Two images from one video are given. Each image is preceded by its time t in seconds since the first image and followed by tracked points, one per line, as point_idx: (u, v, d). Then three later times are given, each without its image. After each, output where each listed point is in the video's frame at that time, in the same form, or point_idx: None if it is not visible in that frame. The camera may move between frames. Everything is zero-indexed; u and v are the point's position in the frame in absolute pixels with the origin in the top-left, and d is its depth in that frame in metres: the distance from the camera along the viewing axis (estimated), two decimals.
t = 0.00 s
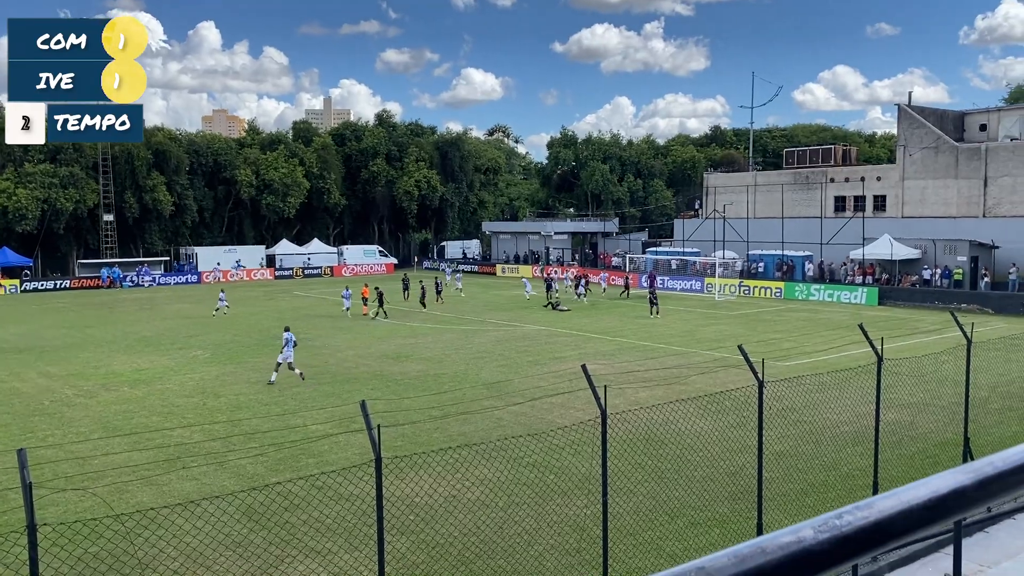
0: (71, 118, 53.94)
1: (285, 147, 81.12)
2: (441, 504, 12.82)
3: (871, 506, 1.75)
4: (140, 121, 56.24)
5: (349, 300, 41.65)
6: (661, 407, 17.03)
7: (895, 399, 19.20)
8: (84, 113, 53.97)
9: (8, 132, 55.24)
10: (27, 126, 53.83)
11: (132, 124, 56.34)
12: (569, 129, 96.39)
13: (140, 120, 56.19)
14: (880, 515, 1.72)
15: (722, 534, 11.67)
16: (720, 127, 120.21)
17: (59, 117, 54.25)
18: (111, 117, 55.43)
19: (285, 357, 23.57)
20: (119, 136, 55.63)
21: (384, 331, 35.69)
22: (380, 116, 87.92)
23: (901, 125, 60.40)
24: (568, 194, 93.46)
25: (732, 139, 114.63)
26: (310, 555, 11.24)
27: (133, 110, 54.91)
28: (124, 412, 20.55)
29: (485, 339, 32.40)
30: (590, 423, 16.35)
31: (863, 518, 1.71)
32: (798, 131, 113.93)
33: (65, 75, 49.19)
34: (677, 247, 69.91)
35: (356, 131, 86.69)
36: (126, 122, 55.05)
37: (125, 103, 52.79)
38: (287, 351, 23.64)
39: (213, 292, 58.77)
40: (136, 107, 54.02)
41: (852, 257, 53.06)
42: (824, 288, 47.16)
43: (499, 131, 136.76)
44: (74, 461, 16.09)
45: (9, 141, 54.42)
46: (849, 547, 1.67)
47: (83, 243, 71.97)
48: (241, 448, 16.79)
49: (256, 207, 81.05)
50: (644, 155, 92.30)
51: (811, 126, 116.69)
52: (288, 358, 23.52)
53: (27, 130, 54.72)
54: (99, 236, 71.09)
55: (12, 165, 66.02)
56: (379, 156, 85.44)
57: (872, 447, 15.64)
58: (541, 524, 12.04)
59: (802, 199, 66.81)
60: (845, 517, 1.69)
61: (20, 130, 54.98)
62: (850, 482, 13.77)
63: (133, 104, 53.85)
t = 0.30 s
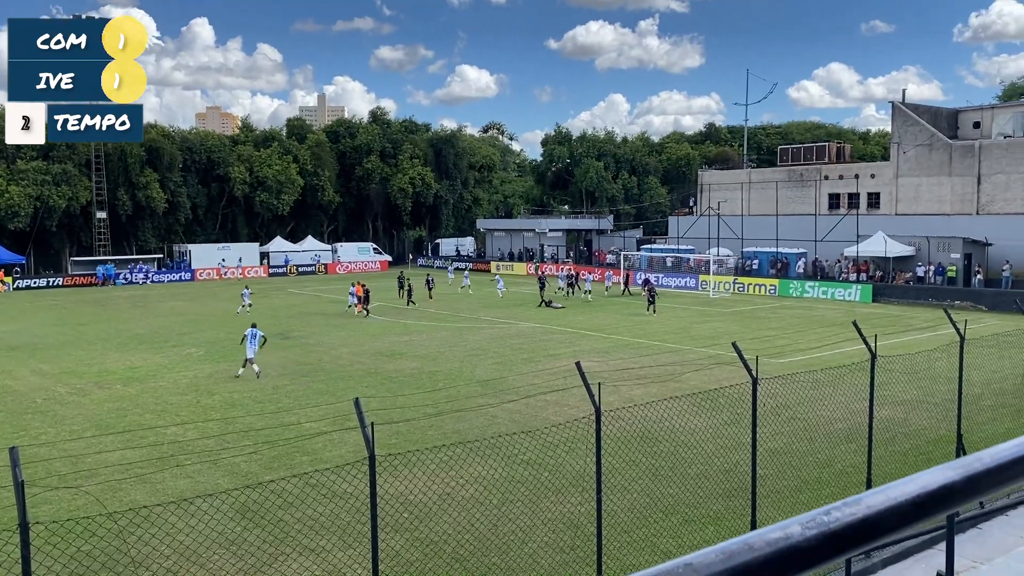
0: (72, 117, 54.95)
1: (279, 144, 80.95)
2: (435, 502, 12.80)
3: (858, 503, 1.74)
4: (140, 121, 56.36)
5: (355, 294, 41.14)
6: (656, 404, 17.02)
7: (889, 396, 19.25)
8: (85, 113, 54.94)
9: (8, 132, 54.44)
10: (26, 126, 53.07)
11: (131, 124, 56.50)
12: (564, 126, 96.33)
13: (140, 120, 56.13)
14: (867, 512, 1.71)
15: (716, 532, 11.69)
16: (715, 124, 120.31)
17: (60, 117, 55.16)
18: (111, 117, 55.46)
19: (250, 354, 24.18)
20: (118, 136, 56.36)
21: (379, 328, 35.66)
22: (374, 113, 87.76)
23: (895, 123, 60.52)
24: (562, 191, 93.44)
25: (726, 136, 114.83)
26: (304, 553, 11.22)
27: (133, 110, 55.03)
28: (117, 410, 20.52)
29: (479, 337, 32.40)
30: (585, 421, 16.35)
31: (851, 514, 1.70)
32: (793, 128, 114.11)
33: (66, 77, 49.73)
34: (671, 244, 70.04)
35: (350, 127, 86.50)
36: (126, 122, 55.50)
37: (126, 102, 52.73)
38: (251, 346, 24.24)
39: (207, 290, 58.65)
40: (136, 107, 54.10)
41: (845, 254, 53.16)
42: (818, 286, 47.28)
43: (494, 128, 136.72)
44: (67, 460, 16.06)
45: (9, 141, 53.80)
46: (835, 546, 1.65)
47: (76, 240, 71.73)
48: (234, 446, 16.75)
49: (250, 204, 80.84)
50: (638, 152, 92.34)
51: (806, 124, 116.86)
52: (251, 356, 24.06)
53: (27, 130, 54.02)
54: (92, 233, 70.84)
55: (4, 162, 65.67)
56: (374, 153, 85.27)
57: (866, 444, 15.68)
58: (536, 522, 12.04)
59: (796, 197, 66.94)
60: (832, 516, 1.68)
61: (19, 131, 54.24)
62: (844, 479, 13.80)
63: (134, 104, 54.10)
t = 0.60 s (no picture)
0: (71, 118, 54.80)
1: (272, 141, 80.73)
2: (428, 500, 12.79)
3: (856, 499, 1.74)
4: (140, 122, 56.39)
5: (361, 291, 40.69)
6: (649, 402, 17.04)
7: (881, 394, 19.31)
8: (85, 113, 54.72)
9: (7, 132, 54.31)
10: (26, 126, 53.08)
11: (131, 124, 56.39)
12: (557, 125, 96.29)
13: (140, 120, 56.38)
14: (862, 508, 1.71)
15: (709, 530, 11.70)
16: (708, 123, 120.47)
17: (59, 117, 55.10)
18: (111, 117, 55.13)
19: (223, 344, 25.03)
20: (118, 137, 55.94)
21: (372, 326, 35.61)
22: (368, 111, 87.55)
23: (888, 122, 60.71)
24: (556, 189, 93.44)
25: (720, 135, 115.05)
26: (297, 551, 11.21)
27: (133, 110, 54.80)
28: (109, 407, 20.46)
29: (472, 335, 32.38)
30: (579, 418, 16.37)
31: (846, 511, 1.70)
32: (786, 127, 114.37)
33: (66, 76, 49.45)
34: (665, 243, 70.16)
35: (344, 125, 86.30)
36: (125, 123, 54.97)
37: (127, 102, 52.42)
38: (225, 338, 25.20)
39: (200, 288, 58.51)
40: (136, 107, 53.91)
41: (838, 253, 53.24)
42: (811, 284, 47.39)
43: (488, 127, 136.67)
44: (58, 458, 16.01)
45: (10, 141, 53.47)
46: (831, 543, 1.65)
47: (68, 237, 71.45)
48: (227, 444, 16.71)
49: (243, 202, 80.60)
50: (632, 151, 92.42)
51: (799, 123, 117.12)
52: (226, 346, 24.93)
53: (26, 130, 54.02)
54: (85, 230, 70.56)
55: None
56: (367, 150, 85.10)
57: (859, 442, 15.72)
58: (530, 519, 12.04)
59: (789, 196, 67.12)
60: (828, 511, 1.68)
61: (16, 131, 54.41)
62: (837, 476, 13.83)
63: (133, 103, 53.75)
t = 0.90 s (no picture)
0: (72, 118, 54.34)
1: (260, 139, 80.42)
2: (416, 500, 12.76)
3: (835, 506, 1.75)
4: (140, 122, 56.90)
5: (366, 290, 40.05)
6: (638, 403, 17.06)
7: (869, 394, 19.41)
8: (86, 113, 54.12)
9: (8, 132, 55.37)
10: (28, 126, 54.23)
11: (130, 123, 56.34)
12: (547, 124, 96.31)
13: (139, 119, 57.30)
14: (842, 515, 1.71)
15: (696, 529, 11.73)
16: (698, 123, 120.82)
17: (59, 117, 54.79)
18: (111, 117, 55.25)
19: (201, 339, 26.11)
20: (117, 136, 55.92)
21: (361, 326, 35.55)
22: (357, 109, 87.32)
23: (875, 123, 61.04)
24: (546, 189, 93.51)
25: (709, 135, 115.48)
26: (283, 552, 11.16)
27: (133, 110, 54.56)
28: (96, 406, 20.35)
29: (461, 334, 32.38)
30: (567, 418, 16.39)
31: (827, 518, 1.71)
32: (775, 128, 114.82)
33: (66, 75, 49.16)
34: (654, 243, 70.20)
35: (333, 123, 86.02)
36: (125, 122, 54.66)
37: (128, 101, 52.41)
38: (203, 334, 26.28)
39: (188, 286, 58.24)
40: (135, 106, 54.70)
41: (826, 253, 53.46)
42: (799, 284, 47.62)
43: (478, 125, 136.62)
44: (44, 457, 15.92)
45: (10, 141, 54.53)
46: (815, 548, 1.65)
47: (54, 235, 70.99)
48: (215, 443, 16.66)
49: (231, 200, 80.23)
50: (622, 151, 92.57)
51: (788, 123, 117.59)
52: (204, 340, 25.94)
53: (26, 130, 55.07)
54: (71, 228, 70.11)
55: None
56: (356, 149, 84.87)
57: (846, 442, 15.78)
58: (518, 519, 12.03)
59: (778, 196, 67.37)
60: (808, 518, 1.68)
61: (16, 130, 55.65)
62: (824, 476, 13.89)
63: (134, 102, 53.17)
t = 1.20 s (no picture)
0: (72, 118, 53.90)
1: (244, 137, 79.98)
2: (400, 500, 12.73)
3: (816, 505, 1.77)
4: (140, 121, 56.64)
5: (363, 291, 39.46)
6: (622, 402, 17.11)
7: (851, 394, 19.54)
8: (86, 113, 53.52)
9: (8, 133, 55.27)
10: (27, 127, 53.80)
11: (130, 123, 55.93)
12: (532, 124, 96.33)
13: (139, 120, 56.86)
14: (824, 513, 1.73)
15: (680, 528, 11.79)
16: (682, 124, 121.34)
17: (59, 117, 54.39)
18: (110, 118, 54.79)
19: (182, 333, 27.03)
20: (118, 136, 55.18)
21: (345, 325, 35.44)
22: (341, 108, 87.00)
23: (858, 124, 61.50)
24: (531, 188, 93.59)
25: (693, 135, 116.01)
26: (267, 551, 11.11)
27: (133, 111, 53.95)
28: (77, 406, 20.15)
29: (446, 334, 32.33)
30: (552, 418, 16.41)
31: (809, 517, 1.72)
32: (758, 129, 115.49)
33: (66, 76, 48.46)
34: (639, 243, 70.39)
35: (317, 122, 85.59)
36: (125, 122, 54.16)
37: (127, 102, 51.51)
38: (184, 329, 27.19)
39: (171, 285, 57.77)
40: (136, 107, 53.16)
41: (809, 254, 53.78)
42: (782, 285, 47.91)
43: (463, 125, 136.53)
44: (26, 457, 15.75)
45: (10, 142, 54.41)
46: (794, 548, 1.68)
47: (36, 233, 70.31)
48: (198, 443, 16.54)
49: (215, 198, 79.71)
50: (607, 151, 92.75)
51: (772, 124, 118.31)
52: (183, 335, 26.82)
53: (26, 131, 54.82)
54: (53, 225, 69.44)
55: None
56: (341, 148, 84.57)
57: (828, 441, 15.88)
58: (502, 519, 12.04)
59: (761, 196, 67.74)
60: (791, 517, 1.70)
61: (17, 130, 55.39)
62: (806, 475, 13.98)
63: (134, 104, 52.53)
